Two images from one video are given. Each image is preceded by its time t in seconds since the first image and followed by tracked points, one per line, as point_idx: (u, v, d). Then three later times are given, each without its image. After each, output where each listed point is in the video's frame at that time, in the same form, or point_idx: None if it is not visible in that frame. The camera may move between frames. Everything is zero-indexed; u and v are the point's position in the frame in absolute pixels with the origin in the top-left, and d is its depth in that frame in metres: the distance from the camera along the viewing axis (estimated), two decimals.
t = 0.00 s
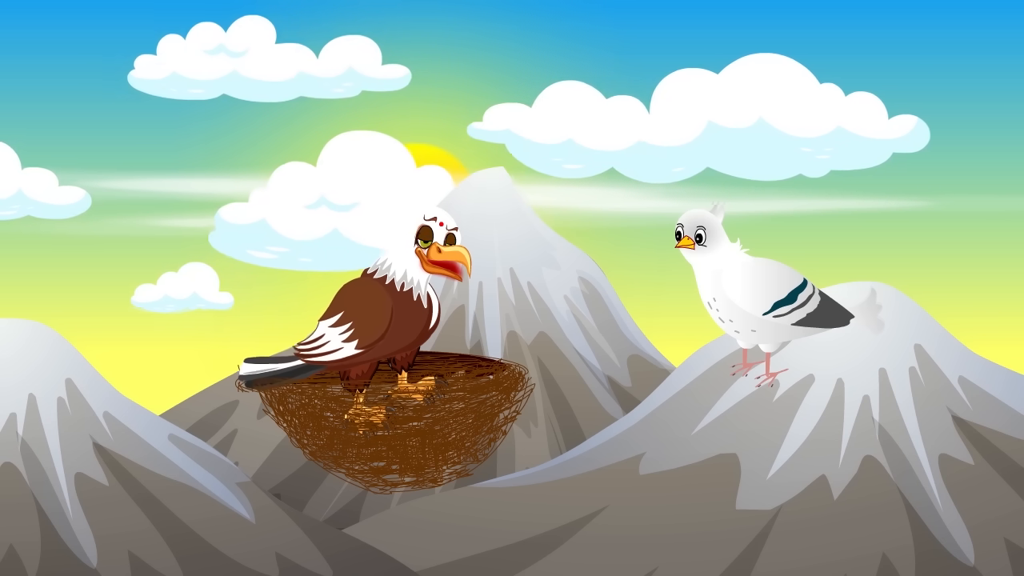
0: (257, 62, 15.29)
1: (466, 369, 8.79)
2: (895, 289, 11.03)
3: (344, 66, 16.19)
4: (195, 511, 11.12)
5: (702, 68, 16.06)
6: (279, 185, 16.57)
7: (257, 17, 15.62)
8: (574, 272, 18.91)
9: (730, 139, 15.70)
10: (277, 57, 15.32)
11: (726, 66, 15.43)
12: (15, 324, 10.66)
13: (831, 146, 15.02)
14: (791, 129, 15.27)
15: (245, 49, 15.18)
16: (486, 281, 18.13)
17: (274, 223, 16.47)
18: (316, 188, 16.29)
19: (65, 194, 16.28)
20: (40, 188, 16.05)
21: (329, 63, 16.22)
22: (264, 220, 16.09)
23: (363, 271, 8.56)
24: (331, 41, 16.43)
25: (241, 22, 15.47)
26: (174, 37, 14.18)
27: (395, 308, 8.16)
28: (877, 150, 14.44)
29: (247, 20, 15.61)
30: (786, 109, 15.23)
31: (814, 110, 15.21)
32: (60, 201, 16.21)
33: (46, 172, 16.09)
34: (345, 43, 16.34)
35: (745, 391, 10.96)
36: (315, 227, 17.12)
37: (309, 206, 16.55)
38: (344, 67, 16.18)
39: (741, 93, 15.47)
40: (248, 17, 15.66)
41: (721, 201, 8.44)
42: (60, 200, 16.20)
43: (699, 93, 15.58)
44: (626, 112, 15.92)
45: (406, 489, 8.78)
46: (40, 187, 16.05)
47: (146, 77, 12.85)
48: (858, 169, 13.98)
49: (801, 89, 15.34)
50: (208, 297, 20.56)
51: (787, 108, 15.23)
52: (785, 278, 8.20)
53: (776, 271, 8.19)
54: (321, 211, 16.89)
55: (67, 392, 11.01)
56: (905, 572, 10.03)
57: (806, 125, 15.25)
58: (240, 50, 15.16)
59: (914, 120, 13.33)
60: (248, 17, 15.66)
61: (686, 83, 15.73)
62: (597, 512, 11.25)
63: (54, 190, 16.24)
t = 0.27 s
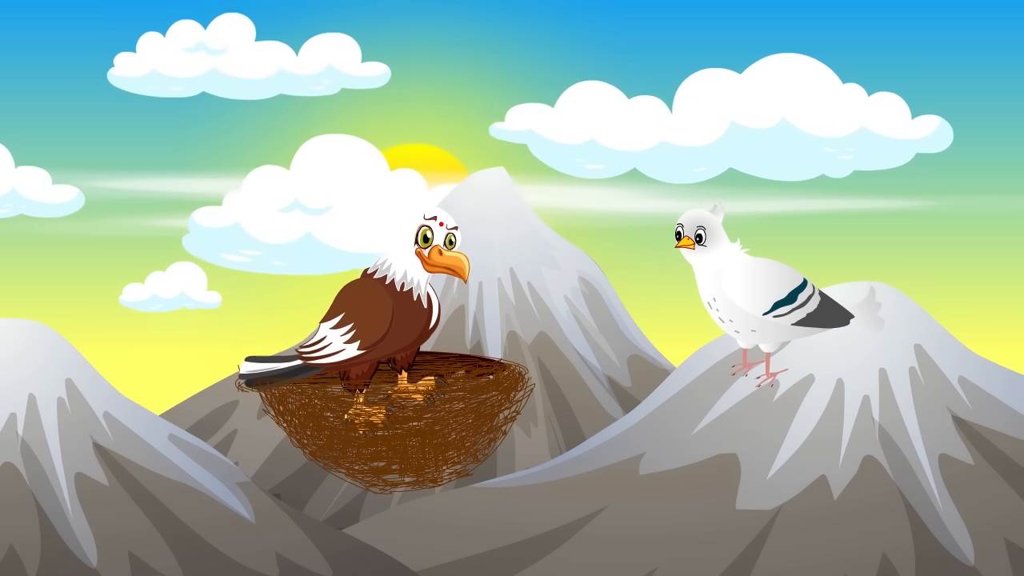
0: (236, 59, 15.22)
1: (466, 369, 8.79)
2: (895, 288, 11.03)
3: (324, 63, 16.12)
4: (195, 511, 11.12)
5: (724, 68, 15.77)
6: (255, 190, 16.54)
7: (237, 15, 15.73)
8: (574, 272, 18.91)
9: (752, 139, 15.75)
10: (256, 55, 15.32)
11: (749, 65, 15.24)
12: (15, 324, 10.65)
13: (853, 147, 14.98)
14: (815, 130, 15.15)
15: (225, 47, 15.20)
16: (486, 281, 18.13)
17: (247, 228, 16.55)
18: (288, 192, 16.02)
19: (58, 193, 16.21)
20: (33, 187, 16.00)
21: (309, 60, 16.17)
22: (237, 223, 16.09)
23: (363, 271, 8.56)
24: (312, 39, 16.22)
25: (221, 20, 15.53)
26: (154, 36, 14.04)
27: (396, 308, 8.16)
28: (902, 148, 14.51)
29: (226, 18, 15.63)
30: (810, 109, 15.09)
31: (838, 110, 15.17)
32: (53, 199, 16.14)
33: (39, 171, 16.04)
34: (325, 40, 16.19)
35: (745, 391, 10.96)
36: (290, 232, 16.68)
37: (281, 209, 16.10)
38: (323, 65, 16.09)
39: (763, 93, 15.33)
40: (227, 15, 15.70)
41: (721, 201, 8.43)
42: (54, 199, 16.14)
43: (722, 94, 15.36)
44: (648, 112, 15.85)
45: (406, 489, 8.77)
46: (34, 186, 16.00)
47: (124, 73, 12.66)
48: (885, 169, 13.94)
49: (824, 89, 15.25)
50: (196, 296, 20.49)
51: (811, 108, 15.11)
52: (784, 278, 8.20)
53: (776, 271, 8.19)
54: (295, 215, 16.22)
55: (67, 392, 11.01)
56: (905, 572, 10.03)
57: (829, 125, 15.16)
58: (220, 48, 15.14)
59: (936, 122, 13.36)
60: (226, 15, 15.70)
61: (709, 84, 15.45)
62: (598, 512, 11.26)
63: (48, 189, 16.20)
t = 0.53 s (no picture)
0: (216, 56, 15.24)
1: (466, 369, 8.79)
2: (895, 288, 11.04)
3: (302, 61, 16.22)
4: (195, 511, 11.12)
5: (748, 67, 15.48)
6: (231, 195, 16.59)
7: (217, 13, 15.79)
8: (574, 272, 18.91)
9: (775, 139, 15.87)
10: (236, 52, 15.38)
11: (773, 66, 15.39)
12: (14, 324, 10.65)
13: (876, 146, 15.11)
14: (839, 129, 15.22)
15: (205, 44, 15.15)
16: (486, 281, 18.13)
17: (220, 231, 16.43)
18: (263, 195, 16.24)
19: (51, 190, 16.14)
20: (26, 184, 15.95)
21: (289, 58, 16.25)
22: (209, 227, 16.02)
23: (363, 271, 8.56)
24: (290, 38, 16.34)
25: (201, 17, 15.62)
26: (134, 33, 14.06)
27: (395, 308, 8.16)
28: (924, 148, 14.49)
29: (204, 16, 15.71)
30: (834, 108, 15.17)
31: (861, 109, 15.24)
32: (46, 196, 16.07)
33: (32, 169, 16.00)
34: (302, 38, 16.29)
35: (745, 391, 10.96)
36: (264, 236, 16.72)
37: (255, 213, 16.39)
38: (303, 62, 16.18)
39: (786, 93, 15.54)
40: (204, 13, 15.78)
41: (720, 201, 8.42)
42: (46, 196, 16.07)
43: (745, 94, 15.25)
44: (671, 113, 15.80)
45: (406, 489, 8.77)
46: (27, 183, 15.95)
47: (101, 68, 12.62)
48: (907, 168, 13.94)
49: (847, 90, 15.43)
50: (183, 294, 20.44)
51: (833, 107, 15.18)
52: (785, 278, 8.20)
53: (776, 271, 8.19)
54: (269, 217, 16.38)
55: (67, 392, 11.01)
56: (905, 572, 10.03)
57: (852, 125, 15.20)
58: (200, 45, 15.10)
59: (959, 122, 13.29)
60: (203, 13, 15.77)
61: (731, 84, 15.24)
62: (597, 512, 11.25)
63: (40, 186, 16.14)
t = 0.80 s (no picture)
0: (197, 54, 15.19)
1: (466, 369, 8.79)
2: (895, 288, 11.03)
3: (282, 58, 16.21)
4: (196, 511, 11.12)
5: (772, 68, 15.69)
6: (205, 197, 16.50)
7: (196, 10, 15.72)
8: (574, 272, 18.91)
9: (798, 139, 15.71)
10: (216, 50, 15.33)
11: (795, 66, 15.45)
12: (14, 324, 10.63)
13: (900, 146, 15.00)
14: (863, 130, 15.12)
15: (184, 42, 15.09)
16: (486, 281, 18.13)
17: (193, 234, 16.30)
18: (237, 199, 16.23)
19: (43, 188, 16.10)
20: (18, 182, 15.91)
21: (268, 56, 16.23)
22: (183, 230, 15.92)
23: (363, 271, 8.55)
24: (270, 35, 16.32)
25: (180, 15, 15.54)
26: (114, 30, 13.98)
27: (395, 308, 8.15)
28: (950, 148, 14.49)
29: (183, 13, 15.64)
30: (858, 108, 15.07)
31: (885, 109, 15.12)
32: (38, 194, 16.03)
33: (24, 167, 15.99)
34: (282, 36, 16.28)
35: (745, 391, 10.96)
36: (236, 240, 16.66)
37: (228, 216, 16.39)
38: (283, 60, 16.16)
39: (810, 94, 15.39)
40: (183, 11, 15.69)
41: (720, 201, 8.43)
42: (38, 193, 16.02)
43: (768, 94, 15.32)
44: (694, 113, 15.86)
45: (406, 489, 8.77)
46: (19, 181, 15.90)
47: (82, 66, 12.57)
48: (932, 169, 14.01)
49: (870, 90, 15.38)
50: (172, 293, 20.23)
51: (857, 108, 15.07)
52: (785, 278, 8.20)
53: (777, 271, 8.18)
54: (243, 221, 16.38)
55: (67, 392, 11.00)
56: (905, 572, 10.03)
57: (876, 125, 15.12)
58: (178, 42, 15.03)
59: (984, 121, 13.37)
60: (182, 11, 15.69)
61: (754, 84, 15.40)
62: (597, 512, 11.25)
63: (35, 184, 16.05)
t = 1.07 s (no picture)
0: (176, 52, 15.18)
1: (466, 369, 8.79)
2: (895, 288, 11.03)
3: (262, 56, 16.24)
4: (196, 511, 11.12)
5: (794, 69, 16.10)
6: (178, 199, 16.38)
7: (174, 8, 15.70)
8: (574, 272, 18.91)
9: (821, 139, 15.53)
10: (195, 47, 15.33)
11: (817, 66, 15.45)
12: (14, 324, 10.61)
13: (923, 146, 14.84)
14: (886, 130, 14.86)
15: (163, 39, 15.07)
16: (486, 281, 18.12)
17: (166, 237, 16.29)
18: (211, 202, 16.19)
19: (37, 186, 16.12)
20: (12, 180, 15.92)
21: (248, 54, 16.26)
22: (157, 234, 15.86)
23: (363, 271, 8.55)
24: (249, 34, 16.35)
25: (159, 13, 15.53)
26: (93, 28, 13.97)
27: (395, 308, 8.15)
28: (974, 147, 14.49)
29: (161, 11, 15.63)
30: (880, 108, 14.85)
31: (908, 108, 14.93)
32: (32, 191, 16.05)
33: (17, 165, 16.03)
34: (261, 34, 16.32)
35: (745, 391, 10.96)
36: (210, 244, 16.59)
37: (202, 219, 16.32)
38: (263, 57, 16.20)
39: (833, 94, 15.20)
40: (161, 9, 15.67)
41: (720, 201, 8.43)
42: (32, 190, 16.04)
43: (790, 94, 15.39)
44: (717, 112, 15.84)
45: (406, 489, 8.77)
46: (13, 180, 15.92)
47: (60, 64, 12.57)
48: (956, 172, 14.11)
49: (893, 89, 15.17)
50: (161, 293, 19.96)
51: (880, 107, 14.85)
52: (785, 278, 8.20)
53: (777, 271, 8.19)
54: (217, 225, 16.33)
55: (67, 392, 11.00)
56: (905, 573, 10.03)
57: (899, 125, 14.85)
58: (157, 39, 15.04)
59: (1004, 120, 13.51)
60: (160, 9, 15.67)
61: (776, 83, 15.79)
62: (598, 512, 11.26)
63: (28, 182, 16.07)
